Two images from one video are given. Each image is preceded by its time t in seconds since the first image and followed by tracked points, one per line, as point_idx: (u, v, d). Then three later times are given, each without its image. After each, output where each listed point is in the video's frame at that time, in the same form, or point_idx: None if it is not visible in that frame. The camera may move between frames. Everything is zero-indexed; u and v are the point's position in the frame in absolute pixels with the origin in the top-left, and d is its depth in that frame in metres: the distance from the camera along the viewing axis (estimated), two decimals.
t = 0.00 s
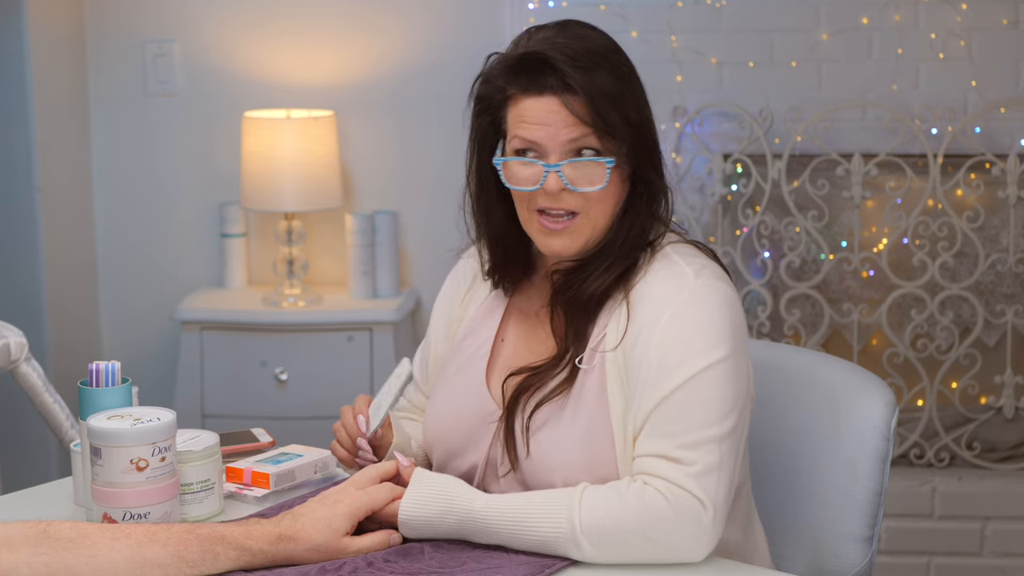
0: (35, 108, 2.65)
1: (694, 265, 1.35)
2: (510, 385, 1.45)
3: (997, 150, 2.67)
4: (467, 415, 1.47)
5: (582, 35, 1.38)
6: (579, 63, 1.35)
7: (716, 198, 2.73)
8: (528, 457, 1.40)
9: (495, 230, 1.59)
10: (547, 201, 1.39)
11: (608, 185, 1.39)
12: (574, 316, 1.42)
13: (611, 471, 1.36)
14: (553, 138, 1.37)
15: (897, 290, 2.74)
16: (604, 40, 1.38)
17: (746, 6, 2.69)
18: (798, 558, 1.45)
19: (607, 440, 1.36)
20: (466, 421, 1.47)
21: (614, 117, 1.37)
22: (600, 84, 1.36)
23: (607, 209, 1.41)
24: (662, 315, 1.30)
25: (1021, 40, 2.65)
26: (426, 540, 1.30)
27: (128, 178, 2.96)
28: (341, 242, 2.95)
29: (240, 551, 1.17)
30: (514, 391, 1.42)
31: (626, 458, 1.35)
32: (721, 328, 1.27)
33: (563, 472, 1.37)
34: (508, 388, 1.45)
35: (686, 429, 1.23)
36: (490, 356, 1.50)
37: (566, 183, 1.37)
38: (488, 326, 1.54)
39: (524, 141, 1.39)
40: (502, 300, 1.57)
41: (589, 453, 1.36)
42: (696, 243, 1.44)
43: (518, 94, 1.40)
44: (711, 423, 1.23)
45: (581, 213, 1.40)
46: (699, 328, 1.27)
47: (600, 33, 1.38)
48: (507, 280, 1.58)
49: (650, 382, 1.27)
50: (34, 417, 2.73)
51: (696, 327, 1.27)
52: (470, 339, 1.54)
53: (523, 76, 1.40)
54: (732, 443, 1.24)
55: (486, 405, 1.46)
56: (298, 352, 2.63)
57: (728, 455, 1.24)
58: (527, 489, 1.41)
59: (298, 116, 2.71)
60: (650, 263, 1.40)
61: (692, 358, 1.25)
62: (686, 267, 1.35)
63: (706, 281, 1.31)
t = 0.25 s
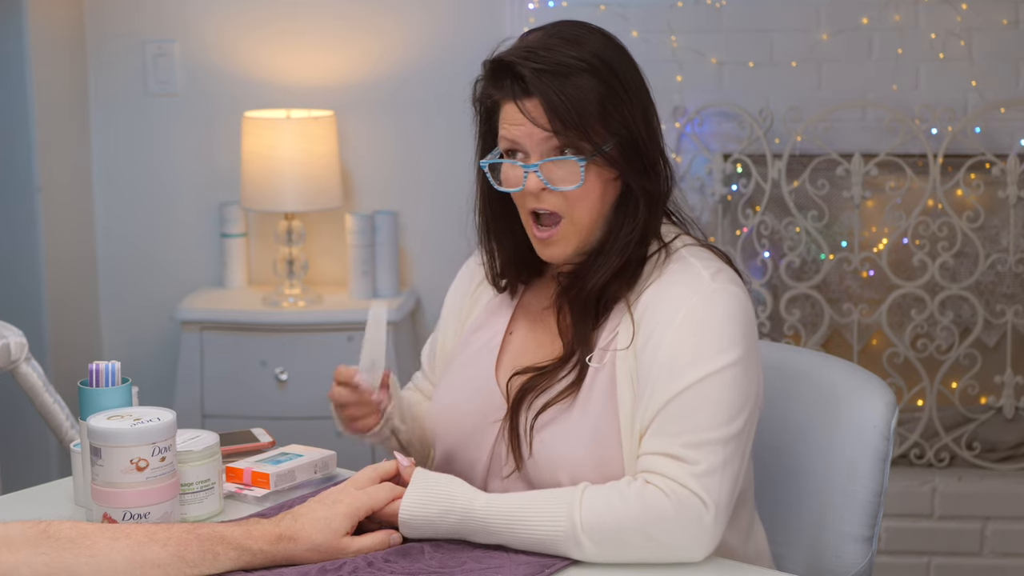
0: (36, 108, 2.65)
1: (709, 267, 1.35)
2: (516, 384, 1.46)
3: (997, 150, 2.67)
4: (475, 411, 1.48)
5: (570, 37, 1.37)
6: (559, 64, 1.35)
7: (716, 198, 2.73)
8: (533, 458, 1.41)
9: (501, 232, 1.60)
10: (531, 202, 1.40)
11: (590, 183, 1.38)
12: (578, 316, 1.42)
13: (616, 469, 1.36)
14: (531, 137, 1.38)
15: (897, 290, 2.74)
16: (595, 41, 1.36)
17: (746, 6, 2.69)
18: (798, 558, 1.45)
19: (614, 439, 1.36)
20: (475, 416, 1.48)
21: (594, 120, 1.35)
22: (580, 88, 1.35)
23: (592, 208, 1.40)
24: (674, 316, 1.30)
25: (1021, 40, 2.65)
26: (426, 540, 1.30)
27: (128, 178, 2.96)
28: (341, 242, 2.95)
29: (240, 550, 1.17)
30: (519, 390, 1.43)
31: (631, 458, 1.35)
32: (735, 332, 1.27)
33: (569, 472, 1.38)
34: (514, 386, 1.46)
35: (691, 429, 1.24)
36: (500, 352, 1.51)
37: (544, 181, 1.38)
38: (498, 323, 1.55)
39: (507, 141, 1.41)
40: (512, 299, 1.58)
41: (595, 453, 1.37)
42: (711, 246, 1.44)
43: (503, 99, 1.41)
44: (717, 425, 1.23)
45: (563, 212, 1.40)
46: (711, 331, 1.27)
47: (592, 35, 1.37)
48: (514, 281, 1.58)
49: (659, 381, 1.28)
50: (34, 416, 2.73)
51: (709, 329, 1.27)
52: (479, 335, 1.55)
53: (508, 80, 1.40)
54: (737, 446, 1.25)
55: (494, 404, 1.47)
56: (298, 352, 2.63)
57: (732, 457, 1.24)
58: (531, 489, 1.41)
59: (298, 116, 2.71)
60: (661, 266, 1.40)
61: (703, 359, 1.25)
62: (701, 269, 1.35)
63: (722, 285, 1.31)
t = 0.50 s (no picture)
0: (35, 108, 2.65)
1: (712, 267, 1.35)
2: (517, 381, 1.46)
3: (997, 150, 2.67)
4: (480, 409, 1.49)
5: (585, 33, 1.37)
6: (577, 59, 1.36)
7: (715, 198, 2.73)
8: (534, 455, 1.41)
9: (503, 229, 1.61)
10: (543, 193, 1.40)
11: (604, 176, 1.38)
12: (580, 313, 1.42)
13: (618, 467, 1.37)
14: (548, 127, 1.38)
15: (897, 290, 2.74)
16: (610, 38, 1.37)
17: (746, 6, 2.69)
18: (798, 558, 1.45)
19: (616, 437, 1.37)
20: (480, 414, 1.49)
21: (613, 117, 1.37)
22: (599, 84, 1.36)
23: (604, 203, 1.40)
24: (678, 315, 1.30)
25: (1021, 40, 2.65)
26: (427, 540, 1.30)
27: (128, 178, 2.96)
28: (341, 242, 2.95)
29: (240, 551, 1.16)
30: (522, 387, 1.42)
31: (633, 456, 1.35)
32: (738, 333, 1.27)
33: (571, 470, 1.38)
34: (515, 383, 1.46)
35: (694, 428, 1.23)
36: (502, 349, 1.52)
37: (559, 174, 1.37)
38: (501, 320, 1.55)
39: (522, 131, 1.40)
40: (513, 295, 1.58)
41: (596, 451, 1.37)
42: (713, 247, 1.44)
43: (519, 91, 1.41)
44: (720, 425, 1.23)
45: (574, 205, 1.39)
46: (715, 331, 1.27)
47: (606, 31, 1.37)
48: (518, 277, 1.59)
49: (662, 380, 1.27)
50: (34, 416, 2.73)
51: (712, 330, 1.27)
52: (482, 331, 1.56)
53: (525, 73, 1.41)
54: (740, 446, 1.25)
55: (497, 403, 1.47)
56: (298, 352, 2.63)
57: (735, 457, 1.24)
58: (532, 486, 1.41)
59: (298, 116, 2.71)
60: (664, 266, 1.39)
61: (706, 359, 1.25)
62: (704, 269, 1.34)
63: (725, 286, 1.31)
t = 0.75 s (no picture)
0: (36, 108, 2.65)
1: (714, 269, 1.35)
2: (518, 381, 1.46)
3: (997, 150, 2.67)
4: (480, 407, 1.49)
5: (595, 33, 1.37)
6: (584, 59, 1.35)
7: (715, 198, 2.73)
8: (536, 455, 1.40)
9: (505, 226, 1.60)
10: (546, 193, 1.39)
11: (608, 180, 1.38)
12: (584, 315, 1.42)
13: (618, 467, 1.37)
14: (554, 128, 1.37)
15: (897, 290, 2.74)
16: (620, 39, 1.36)
17: (746, 6, 2.69)
18: (798, 558, 1.45)
19: (617, 438, 1.37)
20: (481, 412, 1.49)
21: (618, 118, 1.36)
22: (605, 86, 1.36)
23: (609, 206, 1.39)
24: (680, 316, 1.30)
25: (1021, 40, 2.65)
26: (427, 540, 1.30)
27: (128, 178, 2.96)
28: (341, 242, 2.95)
29: (240, 551, 1.17)
30: (524, 387, 1.42)
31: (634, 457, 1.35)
32: (740, 335, 1.27)
33: (572, 471, 1.38)
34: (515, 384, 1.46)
35: (695, 429, 1.24)
36: (503, 348, 1.52)
37: (564, 175, 1.37)
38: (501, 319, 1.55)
39: (528, 131, 1.40)
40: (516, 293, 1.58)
41: (597, 452, 1.37)
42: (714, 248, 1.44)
43: (526, 90, 1.41)
44: (720, 425, 1.23)
45: (578, 207, 1.39)
46: (717, 332, 1.27)
47: (616, 30, 1.37)
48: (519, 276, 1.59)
49: (663, 380, 1.28)
50: (34, 416, 2.73)
51: (714, 331, 1.27)
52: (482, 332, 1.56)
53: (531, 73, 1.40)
54: (740, 446, 1.25)
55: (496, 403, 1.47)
56: (298, 352, 2.63)
57: (735, 457, 1.24)
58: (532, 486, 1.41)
59: (298, 116, 2.71)
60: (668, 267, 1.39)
61: (708, 360, 1.25)
62: (706, 271, 1.35)
63: (728, 288, 1.31)
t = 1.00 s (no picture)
0: (36, 108, 2.65)
1: (719, 271, 1.35)
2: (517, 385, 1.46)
3: (997, 150, 2.67)
4: (482, 408, 1.49)
5: (564, 46, 1.37)
6: (553, 74, 1.36)
7: (716, 198, 2.73)
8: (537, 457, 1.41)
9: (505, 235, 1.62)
10: (529, 208, 1.42)
11: (585, 188, 1.39)
12: (580, 320, 1.43)
13: (620, 467, 1.37)
14: (526, 145, 1.39)
15: (897, 290, 2.74)
16: (589, 51, 1.36)
17: (746, 6, 2.69)
18: (798, 558, 1.45)
19: (619, 440, 1.37)
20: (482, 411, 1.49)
21: (588, 131, 1.36)
22: (573, 100, 1.36)
23: (590, 215, 1.41)
24: (684, 317, 1.30)
25: (1021, 40, 2.65)
26: (427, 540, 1.30)
27: (128, 178, 2.96)
28: (341, 242, 2.95)
29: (240, 550, 1.16)
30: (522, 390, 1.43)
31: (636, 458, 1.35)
32: (744, 337, 1.27)
33: (574, 472, 1.38)
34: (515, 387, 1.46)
35: (696, 429, 1.24)
36: (506, 348, 1.52)
37: (540, 190, 1.39)
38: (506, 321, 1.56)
39: (504, 148, 1.42)
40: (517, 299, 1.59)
41: (599, 453, 1.37)
42: (718, 250, 1.44)
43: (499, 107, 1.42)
44: (722, 426, 1.23)
45: (560, 218, 1.41)
46: (720, 333, 1.27)
47: (586, 41, 1.36)
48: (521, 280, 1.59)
49: (666, 381, 1.28)
50: (34, 416, 2.73)
51: (718, 332, 1.27)
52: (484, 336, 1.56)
53: (502, 90, 1.41)
54: (742, 447, 1.25)
55: (500, 404, 1.47)
56: (298, 352, 2.63)
57: (737, 458, 1.24)
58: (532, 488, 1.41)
59: (298, 116, 2.71)
60: (670, 270, 1.40)
61: (711, 361, 1.26)
62: (711, 273, 1.35)
63: (733, 290, 1.32)
